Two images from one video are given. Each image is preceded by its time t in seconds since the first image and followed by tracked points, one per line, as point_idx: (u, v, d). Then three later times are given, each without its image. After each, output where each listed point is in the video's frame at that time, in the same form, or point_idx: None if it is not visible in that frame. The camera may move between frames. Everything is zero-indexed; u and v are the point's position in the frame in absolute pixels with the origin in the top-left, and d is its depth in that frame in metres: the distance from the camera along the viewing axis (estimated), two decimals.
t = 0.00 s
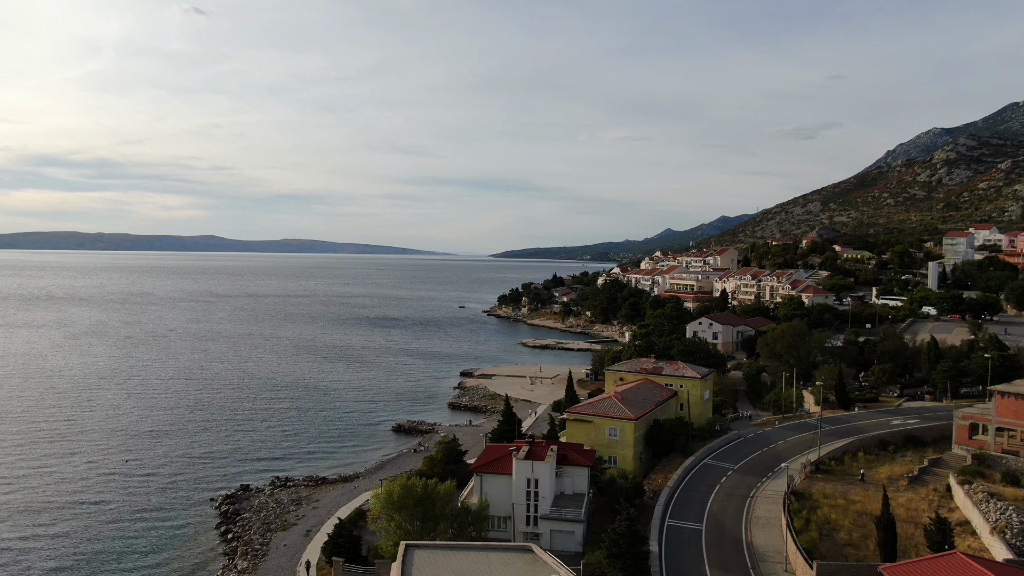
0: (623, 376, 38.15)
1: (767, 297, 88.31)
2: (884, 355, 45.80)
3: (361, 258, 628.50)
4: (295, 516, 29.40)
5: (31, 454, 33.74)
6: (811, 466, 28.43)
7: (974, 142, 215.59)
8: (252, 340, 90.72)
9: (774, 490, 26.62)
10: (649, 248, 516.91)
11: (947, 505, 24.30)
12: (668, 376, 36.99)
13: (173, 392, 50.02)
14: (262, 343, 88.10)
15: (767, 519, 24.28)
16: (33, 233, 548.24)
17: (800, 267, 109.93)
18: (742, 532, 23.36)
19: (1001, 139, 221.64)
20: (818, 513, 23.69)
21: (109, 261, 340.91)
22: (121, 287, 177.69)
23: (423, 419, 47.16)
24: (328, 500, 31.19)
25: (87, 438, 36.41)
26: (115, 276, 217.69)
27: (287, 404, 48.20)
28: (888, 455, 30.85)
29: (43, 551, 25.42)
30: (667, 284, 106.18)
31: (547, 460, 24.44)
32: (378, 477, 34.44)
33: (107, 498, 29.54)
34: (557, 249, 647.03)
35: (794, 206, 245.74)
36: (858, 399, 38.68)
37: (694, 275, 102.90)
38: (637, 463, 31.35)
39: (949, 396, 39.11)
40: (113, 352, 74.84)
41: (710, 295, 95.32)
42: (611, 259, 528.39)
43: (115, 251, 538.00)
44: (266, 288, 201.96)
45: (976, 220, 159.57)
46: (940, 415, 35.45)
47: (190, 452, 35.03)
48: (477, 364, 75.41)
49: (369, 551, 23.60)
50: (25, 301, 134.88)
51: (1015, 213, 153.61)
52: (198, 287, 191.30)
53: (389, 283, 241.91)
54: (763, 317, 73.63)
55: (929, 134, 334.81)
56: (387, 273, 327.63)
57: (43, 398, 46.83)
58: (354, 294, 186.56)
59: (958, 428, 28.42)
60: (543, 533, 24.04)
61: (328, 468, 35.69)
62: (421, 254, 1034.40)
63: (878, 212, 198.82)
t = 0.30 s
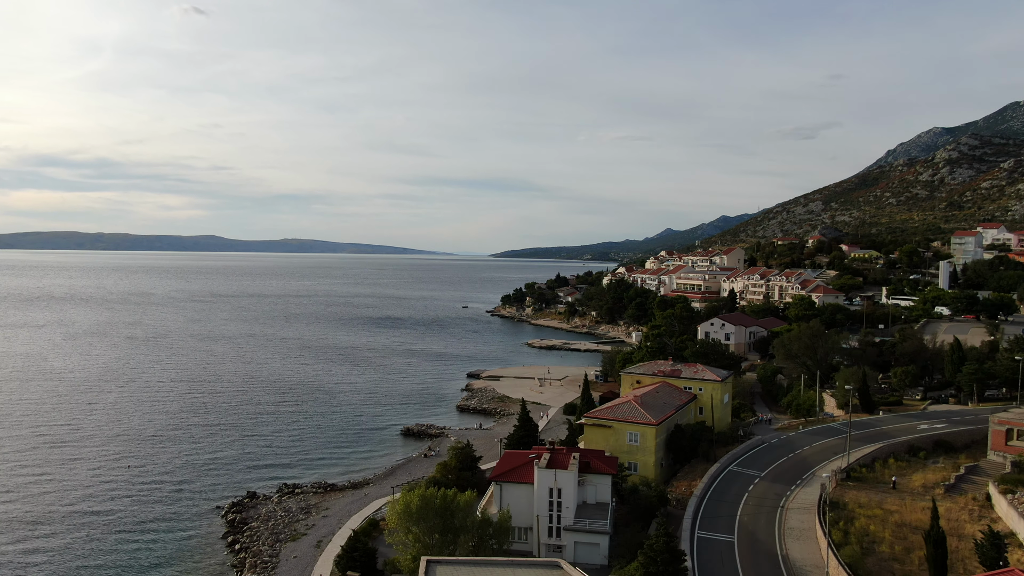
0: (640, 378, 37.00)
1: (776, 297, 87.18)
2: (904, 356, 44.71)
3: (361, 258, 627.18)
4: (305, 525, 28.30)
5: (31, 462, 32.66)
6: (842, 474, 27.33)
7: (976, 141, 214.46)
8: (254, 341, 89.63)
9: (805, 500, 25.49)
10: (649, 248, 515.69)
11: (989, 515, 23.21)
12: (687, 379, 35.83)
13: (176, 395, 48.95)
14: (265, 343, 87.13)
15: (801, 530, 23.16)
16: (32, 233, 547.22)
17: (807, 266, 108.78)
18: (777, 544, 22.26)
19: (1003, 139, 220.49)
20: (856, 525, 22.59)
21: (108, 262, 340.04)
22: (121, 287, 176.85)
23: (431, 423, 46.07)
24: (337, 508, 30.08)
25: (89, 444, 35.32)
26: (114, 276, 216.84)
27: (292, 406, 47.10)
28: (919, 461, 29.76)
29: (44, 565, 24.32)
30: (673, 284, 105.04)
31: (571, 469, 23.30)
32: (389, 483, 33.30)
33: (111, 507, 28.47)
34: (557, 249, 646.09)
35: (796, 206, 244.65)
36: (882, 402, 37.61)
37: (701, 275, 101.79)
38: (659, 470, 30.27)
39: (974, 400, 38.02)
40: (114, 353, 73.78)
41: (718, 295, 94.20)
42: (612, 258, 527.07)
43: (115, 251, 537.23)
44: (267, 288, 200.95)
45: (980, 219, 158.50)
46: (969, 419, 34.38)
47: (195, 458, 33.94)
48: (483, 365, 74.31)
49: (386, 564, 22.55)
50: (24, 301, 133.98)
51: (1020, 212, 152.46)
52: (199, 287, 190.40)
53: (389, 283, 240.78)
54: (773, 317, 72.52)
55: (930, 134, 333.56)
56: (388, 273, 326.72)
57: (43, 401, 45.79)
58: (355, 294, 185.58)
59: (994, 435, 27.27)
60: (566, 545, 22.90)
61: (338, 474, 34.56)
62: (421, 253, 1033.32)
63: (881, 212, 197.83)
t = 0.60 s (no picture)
0: (658, 381, 35.89)
1: (785, 297, 86.12)
2: (926, 358, 43.72)
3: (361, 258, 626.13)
4: (316, 535, 27.18)
5: (31, 469, 31.56)
6: (876, 482, 26.26)
7: (979, 140, 213.43)
8: (257, 341, 88.55)
9: (840, 510, 24.44)
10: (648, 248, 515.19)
11: None
12: (707, 382, 34.75)
13: (178, 398, 47.84)
14: (269, 344, 86.11)
15: (840, 543, 22.12)
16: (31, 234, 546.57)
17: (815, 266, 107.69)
18: (816, 556, 21.21)
19: (1006, 138, 219.53)
20: (898, 537, 21.54)
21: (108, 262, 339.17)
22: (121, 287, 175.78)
23: (441, 426, 44.97)
24: (350, 517, 28.95)
25: (90, 450, 34.23)
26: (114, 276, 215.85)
27: (298, 409, 46.02)
28: (954, 468, 28.71)
29: None
30: (680, 284, 103.97)
31: (597, 478, 22.22)
32: (402, 490, 32.21)
33: (115, 517, 27.39)
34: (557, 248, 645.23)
35: (797, 205, 243.68)
36: (908, 406, 36.60)
37: (708, 275, 100.74)
38: (683, 477, 29.20)
39: (1002, 403, 36.99)
40: (116, 354, 72.73)
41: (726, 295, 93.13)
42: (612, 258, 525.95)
43: (115, 252, 536.16)
44: (268, 288, 199.84)
45: (984, 218, 157.54)
46: (1000, 423, 33.36)
47: (200, 465, 32.87)
48: (490, 366, 73.22)
49: None
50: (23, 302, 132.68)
51: None
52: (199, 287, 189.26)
53: (391, 283, 239.86)
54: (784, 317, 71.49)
55: (930, 133, 332.46)
56: (388, 273, 325.72)
57: (43, 404, 44.73)
58: (356, 294, 184.61)
59: None
60: (593, 558, 21.80)
61: (347, 481, 33.49)
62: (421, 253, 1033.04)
63: (882, 211, 196.91)
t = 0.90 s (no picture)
0: (669, 384, 34.96)
1: (785, 297, 85.37)
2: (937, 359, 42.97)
3: (352, 257, 623.56)
4: (320, 546, 26.04)
5: (21, 478, 30.35)
6: (902, 489, 25.40)
7: (969, 140, 213.79)
8: (249, 342, 87.16)
9: (868, 520, 23.53)
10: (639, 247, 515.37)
11: None
12: (720, 385, 33.85)
13: (172, 402, 46.61)
14: (262, 345, 84.80)
15: (873, 555, 21.20)
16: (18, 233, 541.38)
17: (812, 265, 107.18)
18: (849, 570, 20.29)
19: (996, 138, 220.07)
20: (933, 549, 20.66)
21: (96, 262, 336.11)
22: (109, 287, 173.66)
23: (442, 430, 43.90)
24: (354, 527, 27.85)
25: (82, 457, 33.03)
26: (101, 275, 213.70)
27: (294, 413, 44.83)
28: (979, 473, 27.91)
29: None
30: (678, 284, 103.27)
31: (619, 487, 21.23)
32: (406, 498, 31.06)
33: (111, 529, 26.19)
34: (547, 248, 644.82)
35: (789, 205, 243.72)
36: (924, 408, 35.79)
37: (707, 275, 100.01)
38: (699, 484, 28.30)
39: (1021, 405, 36.23)
40: (105, 356, 71.24)
41: (725, 295, 92.42)
42: (603, 257, 525.60)
43: (103, 252, 531.91)
44: (258, 288, 198.02)
45: (975, 217, 157.66)
46: (1021, 426, 32.53)
47: (197, 473, 31.73)
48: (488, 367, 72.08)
49: None
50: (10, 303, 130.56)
51: (1016, 211, 151.60)
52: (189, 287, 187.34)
53: (382, 283, 238.42)
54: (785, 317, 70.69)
55: (920, 133, 333.46)
56: (380, 272, 324.14)
57: (32, 409, 43.42)
58: (348, 294, 183.14)
59: None
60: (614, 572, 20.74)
61: (350, 487, 32.38)
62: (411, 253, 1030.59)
63: (874, 211, 197.01)
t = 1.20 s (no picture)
0: (665, 387, 34.11)
1: (766, 296, 85.30)
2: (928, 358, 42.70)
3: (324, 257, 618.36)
4: (309, 560, 24.76)
5: None
6: (910, 493, 24.75)
7: (937, 141, 216.79)
8: (223, 344, 85.13)
9: (880, 528, 22.83)
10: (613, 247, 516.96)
11: None
12: (717, 387, 33.16)
13: (146, 407, 44.96)
14: (237, 347, 82.80)
15: (889, 564, 20.47)
16: None
17: (790, 264, 107.50)
18: None
19: (963, 138, 223.36)
20: (952, 557, 19.96)
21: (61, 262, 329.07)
22: (77, 287, 169.62)
23: (429, 434, 42.74)
24: (344, 538, 26.58)
25: (53, 468, 31.47)
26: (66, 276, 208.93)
27: (275, 418, 43.37)
28: (984, 475, 27.42)
29: None
30: (659, 283, 102.98)
31: (628, 496, 20.31)
32: (397, 507, 29.85)
33: (87, 546, 24.72)
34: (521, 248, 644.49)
35: (761, 204, 245.50)
36: (921, 408, 35.40)
37: (687, 274, 99.80)
38: (701, 489, 27.55)
39: (1015, 404, 35.99)
40: (74, 359, 68.95)
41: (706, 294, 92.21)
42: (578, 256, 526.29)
43: (69, 253, 521.56)
44: (230, 288, 194.68)
45: (944, 216, 159.61)
46: (1020, 426, 32.20)
47: (174, 483, 30.33)
48: (470, 368, 70.96)
49: None
50: None
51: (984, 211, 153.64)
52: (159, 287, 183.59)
53: (357, 282, 235.99)
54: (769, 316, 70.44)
55: (888, 134, 337.69)
56: (354, 272, 321.23)
57: None
58: (322, 294, 180.79)
59: None
60: None
61: (337, 496, 31.07)
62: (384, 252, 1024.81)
63: (845, 210, 198.84)
